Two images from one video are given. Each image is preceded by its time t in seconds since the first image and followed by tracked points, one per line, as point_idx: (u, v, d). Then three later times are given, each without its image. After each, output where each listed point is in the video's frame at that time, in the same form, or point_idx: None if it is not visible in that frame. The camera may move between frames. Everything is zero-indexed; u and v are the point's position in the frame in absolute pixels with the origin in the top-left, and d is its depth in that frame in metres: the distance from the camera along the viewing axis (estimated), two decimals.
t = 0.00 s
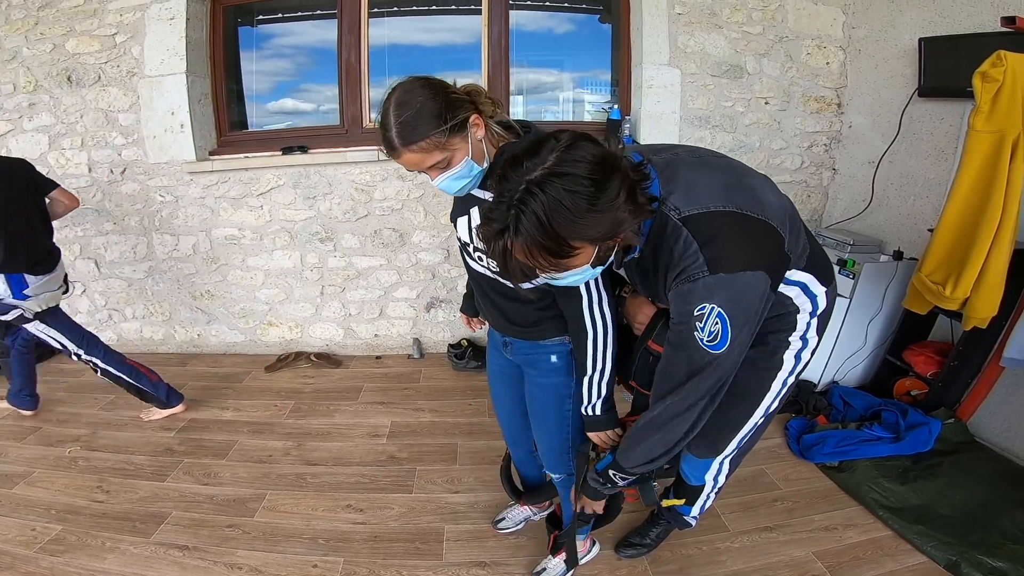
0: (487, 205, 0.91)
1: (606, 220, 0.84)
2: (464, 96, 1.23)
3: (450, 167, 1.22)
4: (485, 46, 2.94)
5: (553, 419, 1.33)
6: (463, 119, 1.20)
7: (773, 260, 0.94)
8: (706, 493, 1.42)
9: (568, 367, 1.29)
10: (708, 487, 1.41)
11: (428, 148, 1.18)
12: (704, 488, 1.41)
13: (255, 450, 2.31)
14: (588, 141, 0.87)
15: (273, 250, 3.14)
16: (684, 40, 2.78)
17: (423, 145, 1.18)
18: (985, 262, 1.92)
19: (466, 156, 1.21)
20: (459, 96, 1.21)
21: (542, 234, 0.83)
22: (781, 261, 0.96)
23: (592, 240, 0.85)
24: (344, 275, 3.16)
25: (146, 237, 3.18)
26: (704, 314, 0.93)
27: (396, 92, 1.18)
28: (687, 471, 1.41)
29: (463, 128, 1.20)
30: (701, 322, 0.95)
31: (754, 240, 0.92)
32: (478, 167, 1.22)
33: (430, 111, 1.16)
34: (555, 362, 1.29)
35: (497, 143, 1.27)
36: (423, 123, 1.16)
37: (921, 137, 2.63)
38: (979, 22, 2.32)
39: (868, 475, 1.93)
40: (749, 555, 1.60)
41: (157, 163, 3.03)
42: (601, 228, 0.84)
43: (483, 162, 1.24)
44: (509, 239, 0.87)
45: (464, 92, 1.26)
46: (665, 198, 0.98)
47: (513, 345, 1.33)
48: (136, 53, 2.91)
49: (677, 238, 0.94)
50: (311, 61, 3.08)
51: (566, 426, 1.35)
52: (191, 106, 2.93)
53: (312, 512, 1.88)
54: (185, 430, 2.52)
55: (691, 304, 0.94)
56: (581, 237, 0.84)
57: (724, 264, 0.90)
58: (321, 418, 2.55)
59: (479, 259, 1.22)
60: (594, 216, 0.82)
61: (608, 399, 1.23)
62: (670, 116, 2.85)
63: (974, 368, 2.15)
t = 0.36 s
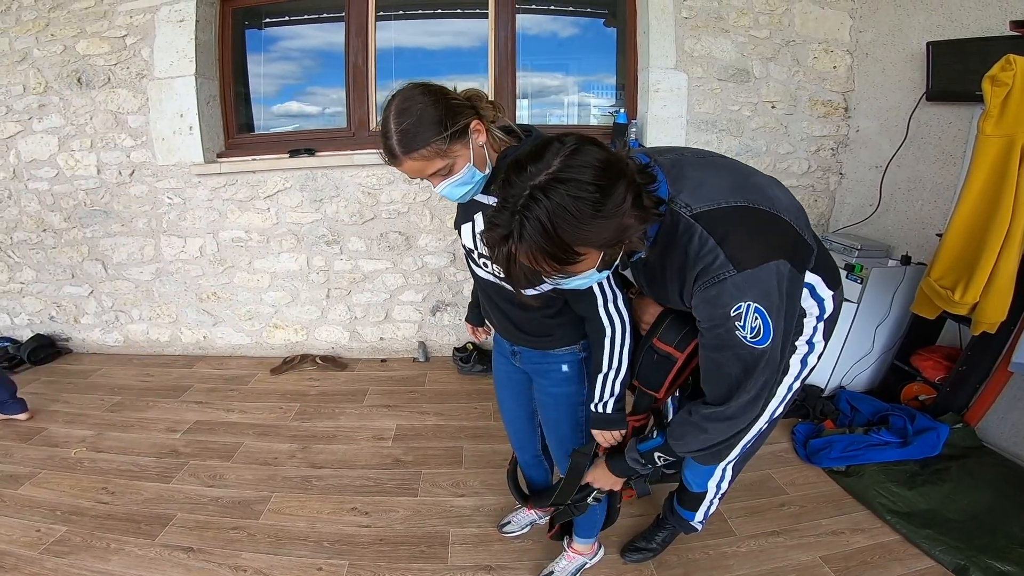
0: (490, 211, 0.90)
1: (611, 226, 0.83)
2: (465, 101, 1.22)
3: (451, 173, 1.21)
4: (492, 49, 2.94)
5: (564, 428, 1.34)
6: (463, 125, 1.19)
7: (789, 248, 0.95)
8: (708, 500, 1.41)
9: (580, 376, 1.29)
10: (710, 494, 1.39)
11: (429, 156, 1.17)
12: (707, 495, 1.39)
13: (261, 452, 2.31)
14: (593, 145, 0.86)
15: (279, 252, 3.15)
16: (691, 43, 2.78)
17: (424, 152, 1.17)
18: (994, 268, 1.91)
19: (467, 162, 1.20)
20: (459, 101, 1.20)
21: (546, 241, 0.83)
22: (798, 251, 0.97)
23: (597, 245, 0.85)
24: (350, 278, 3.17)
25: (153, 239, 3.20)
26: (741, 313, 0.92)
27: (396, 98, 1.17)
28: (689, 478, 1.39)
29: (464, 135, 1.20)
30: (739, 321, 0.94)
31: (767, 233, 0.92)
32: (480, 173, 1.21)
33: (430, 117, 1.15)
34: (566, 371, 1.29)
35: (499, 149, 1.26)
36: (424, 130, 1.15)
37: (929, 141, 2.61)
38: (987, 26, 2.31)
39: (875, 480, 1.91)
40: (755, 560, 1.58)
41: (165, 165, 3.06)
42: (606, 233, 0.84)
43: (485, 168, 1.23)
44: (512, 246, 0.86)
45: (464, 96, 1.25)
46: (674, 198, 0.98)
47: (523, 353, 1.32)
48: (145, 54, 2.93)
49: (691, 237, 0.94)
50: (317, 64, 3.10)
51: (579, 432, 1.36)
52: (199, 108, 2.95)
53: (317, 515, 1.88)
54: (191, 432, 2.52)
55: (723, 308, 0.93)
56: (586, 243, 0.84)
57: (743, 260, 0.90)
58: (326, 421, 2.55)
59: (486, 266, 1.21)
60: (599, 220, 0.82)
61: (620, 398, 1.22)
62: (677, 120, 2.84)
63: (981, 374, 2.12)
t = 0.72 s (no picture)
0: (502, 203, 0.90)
1: (623, 221, 0.84)
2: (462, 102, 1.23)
3: (449, 173, 1.21)
4: (493, 52, 2.96)
5: (564, 432, 1.34)
6: (459, 126, 1.19)
7: (803, 236, 0.98)
8: (714, 500, 1.41)
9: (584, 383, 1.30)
10: (715, 494, 1.40)
11: (425, 156, 1.18)
12: (713, 495, 1.39)
13: (264, 455, 2.32)
14: (606, 139, 0.86)
15: (280, 255, 3.16)
16: (691, 45, 2.79)
17: (420, 152, 1.18)
18: (994, 268, 1.91)
19: (464, 162, 1.21)
20: (456, 102, 1.20)
21: (559, 234, 0.83)
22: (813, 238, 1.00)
23: (610, 240, 0.86)
24: (351, 281, 3.18)
25: (154, 242, 3.21)
26: (774, 305, 0.93)
27: (394, 99, 1.19)
28: (695, 478, 1.40)
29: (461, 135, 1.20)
30: (773, 314, 0.94)
31: (780, 225, 0.96)
32: (477, 173, 1.22)
33: (425, 117, 1.16)
34: (571, 378, 1.29)
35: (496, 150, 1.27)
36: (419, 130, 1.16)
37: (928, 142, 2.62)
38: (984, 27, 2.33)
39: (877, 481, 1.92)
40: (759, 559, 1.59)
41: (166, 168, 3.07)
42: (618, 228, 0.84)
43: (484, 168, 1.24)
44: (525, 240, 0.86)
45: (464, 98, 1.26)
46: (685, 197, 1.00)
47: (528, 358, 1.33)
48: (146, 57, 2.95)
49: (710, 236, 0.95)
50: (315, 66, 3.12)
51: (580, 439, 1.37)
52: (201, 111, 2.97)
53: (321, 517, 1.89)
54: (193, 435, 2.53)
55: (755, 302, 0.93)
56: (599, 238, 0.84)
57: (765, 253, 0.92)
58: (329, 423, 2.56)
59: (488, 267, 1.22)
60: (612, 216, 0.82)
61: (608, 399, 1.23)
62: (677, 122, 2.86)
63: (982, 374, 2.13)
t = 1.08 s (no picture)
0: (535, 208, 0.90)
1: (661, 228, 0.85)
2: (470, 113, 1.23)
3: (456, 186, 1.22)
4: (489, 57, 2.98)
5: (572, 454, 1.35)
6: (466, 137, 1.19)
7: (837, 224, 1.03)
8: (723, 504, 1.43)
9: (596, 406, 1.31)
10: (725, 499, 1.41)
11: (430, 168, 1.19)
12: (722, 499, 1.41)
13: (263, 465, 2.31)
14: (640, 146, 0.88)
15: (275, 263, 3.15)
16: (687, 51, 2.82)
17: (426, 164, 1.19)
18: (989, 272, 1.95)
19: (471, 174, 1.21)
20: (463, 113, 1.21)
21: (597, 240, 0.84)
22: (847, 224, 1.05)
23: (645, 248, 0.87)
24: (348, 288, 3.17)
25: (145, 250, 3.19)
26: (833, 293, 0.98)
27: (401, 111, 1.20)
28: (705, 483, 1.41)
29: (468, 147, 1.20)
30: (836, 300, 0.99)
31: (813, 222, 1.00)
32: (486, 185, 1.22)
33: (430, 129, 1.17)
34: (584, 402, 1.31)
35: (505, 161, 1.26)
36: (424, 142, 1.17)
37: (919, 146, 2.66)
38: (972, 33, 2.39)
39: (877, 481, 1.94)
40: (765, 561, 1.60)
41: (158, 175, 3.05)
42: (655, 236, 0.85)
43: (493, 180, 1.23)
44: (562, 245, 0.87)
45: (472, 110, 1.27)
46: (715, 204, 1.04)
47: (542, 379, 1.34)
48: (137, 61, 2.94)
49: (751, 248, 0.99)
50: (303, 70, 3.13)
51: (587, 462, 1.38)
52: (192, 116, 2.96)
53: (325, 528, 1.88)
54: (189, 445, 2.51)
55: (814, 297, 0.98)
56: (636, 245, 0.85)
57: (807, 252, 0.96)
58: (328, 432, 2.55)
59: (502, 284, 1.24)
60: (651, 223, 0.84)
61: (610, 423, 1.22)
62: (673, 128, 2.89)
63: (975, 374, 2.16)
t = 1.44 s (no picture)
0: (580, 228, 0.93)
1: (710, 251, 0.89)
2: (454, 184, 1.11)
3: (445, 272, 1.16)
4: (480, 64, 3.03)
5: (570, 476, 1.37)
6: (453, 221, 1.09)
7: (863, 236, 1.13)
8: (729, 508, 1.46)
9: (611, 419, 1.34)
10: (730, 504, 1.45)
11: (417, 258, 1.10)
12: (728, 505, 1.45)
13: (256, 479, 2.28)
14: (685, 166, 0.91)
15: (262, 274, 3.12)
16: (675, 59, 2.88)
17: (411, 254, 1.09)
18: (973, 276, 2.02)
19: (461, 259, 1.14)
20: (446, 187, 1.08)
21: (645, 260, 0.87)
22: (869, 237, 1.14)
23: (693, 272, 0.91)
24: (337, 299, 3.15)
25: (124, 261, 3.13)
26: (870, 305, 1.09)
27: (378, 190, 1.07)
28: (711, 489, 1.45)
29: (456, 228, 1.10)
30: (871, 311, 1.10)
31: (843, 237, 1.08)
32: (477, 267, 1.16)
33: (412, 218, 1.05)
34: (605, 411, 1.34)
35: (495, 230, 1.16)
36: (408, 233, 1.06)
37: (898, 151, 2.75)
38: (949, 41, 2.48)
39: (869, 480, 1.99)
40: (767, 561, 1.63)
41: (137, 183, 3.01)
42: (705, 258, 0.89)
43: (482, 259, 1.16)
44: (611, 268, 0.90)
45: (457, 172, 1.14)
46: (748, 221, 1.10)
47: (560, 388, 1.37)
48: (115, 65, 2.90)
49: (792, 267, 1.06)
50: (280, 74, 3.14)
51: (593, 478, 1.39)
52: (173, 122, 2.93)
53: (325, 543, 1.86)
54: (177, 461, 2.46)
55: (852, 310, 1.09)
56: (684, 269, 0.89)
57: (844, 269, 1.06)
58: (321, 446, 2.52)
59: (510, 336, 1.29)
60: (701, 246, 0.88)
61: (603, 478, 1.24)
62: (662, 135, 2.94)
63: (957, 374, 2.25)
